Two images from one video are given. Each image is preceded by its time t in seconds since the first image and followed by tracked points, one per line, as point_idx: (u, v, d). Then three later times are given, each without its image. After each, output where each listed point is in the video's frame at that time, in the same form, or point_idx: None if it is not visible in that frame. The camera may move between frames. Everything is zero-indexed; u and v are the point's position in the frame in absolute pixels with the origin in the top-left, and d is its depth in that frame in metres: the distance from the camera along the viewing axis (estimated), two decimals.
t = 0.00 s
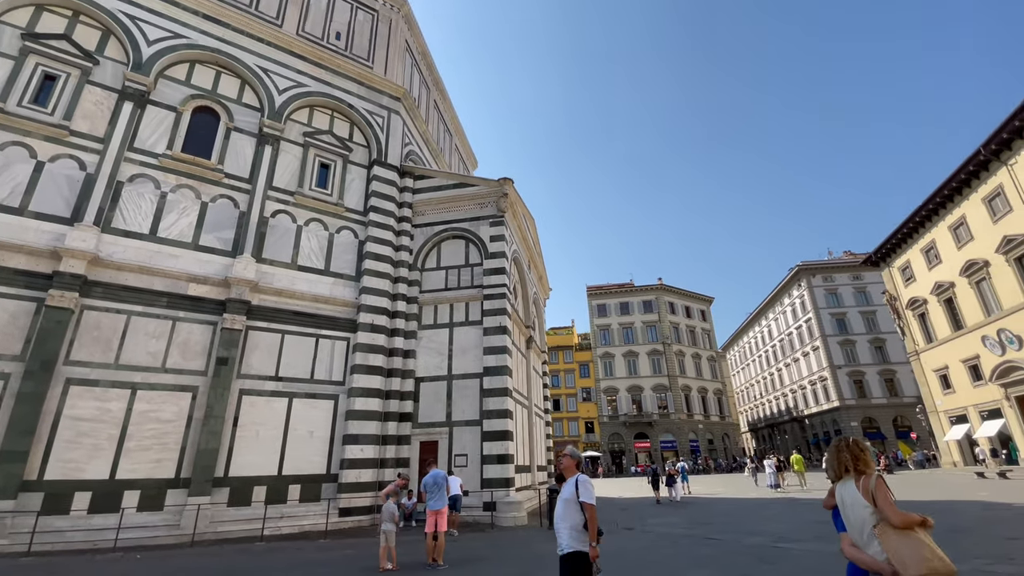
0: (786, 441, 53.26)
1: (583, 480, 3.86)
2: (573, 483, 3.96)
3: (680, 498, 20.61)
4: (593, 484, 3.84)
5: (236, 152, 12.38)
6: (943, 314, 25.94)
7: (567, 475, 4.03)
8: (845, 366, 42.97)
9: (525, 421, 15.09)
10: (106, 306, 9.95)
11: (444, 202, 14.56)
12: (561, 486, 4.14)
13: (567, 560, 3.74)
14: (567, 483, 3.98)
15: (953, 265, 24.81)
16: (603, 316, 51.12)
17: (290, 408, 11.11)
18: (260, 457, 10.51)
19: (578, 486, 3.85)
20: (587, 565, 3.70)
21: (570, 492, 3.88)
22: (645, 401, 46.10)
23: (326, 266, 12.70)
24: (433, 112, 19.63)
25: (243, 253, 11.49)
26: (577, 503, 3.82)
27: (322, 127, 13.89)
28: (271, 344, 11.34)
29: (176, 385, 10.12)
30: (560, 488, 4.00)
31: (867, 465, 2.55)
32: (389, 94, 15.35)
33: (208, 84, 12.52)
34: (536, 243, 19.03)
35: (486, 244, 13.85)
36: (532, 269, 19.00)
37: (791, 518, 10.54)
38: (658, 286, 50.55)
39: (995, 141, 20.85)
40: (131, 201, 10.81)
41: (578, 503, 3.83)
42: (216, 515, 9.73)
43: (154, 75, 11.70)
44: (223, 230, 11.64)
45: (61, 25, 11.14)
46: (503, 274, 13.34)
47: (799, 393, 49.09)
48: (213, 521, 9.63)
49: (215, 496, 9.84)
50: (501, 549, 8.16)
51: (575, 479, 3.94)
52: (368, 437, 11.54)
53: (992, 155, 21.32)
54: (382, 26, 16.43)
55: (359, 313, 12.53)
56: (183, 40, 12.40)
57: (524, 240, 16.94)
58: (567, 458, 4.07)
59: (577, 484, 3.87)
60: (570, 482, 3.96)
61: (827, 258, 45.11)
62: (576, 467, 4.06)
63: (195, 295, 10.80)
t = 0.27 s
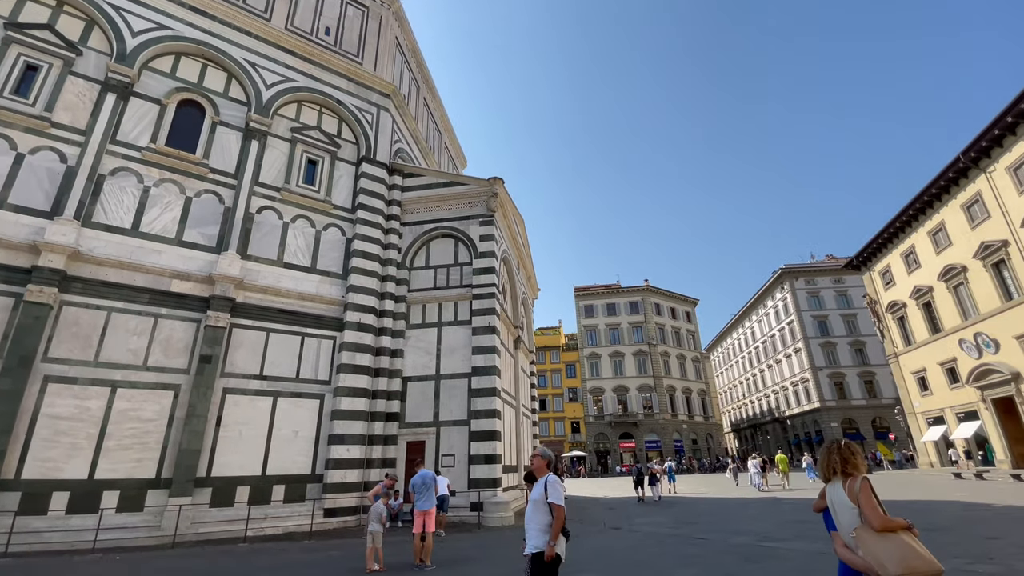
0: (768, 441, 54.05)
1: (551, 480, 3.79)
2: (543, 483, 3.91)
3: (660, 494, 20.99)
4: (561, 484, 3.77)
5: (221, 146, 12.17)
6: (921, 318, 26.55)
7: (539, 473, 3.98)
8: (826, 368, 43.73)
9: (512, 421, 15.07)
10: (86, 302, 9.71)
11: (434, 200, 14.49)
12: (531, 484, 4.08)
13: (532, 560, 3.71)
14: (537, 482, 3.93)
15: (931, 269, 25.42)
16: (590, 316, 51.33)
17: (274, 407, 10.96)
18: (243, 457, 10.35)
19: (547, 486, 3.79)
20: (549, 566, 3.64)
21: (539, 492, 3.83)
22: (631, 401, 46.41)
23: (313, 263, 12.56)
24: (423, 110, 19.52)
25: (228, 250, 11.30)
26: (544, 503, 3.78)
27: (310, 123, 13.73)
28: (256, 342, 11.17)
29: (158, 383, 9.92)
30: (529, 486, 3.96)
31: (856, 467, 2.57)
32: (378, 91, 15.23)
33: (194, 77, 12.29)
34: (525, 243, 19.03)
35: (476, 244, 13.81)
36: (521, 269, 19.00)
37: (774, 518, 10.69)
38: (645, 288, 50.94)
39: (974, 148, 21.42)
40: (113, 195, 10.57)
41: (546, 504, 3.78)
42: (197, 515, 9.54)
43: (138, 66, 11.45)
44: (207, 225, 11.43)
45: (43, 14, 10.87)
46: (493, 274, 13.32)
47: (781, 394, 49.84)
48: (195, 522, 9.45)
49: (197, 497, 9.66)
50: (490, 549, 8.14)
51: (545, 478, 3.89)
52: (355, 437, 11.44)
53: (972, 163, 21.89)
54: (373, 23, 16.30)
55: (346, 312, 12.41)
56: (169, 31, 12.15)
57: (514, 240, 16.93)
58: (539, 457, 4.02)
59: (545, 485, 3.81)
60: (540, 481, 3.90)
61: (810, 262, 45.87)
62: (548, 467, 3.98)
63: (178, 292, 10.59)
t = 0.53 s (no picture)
0: (750, 441, 54.80)
1: (514, 488, 3.82)
2: (508, 490, 3.93)
3: (642, 493, 21.16)
4: (526, 492, 3.81)
5: (206, 141, 11.95)
6: (900, 320, 27.15)
7: (505, 480, 3.99)
8: (807, 369, 44.49)
9: (500, 420, 15.04)
10: (64, 298, 9.47)
11: (423, 199, 14.41)
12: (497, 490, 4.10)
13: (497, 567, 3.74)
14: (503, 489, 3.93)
15: (910, 273, 26.01)
16: (577, 316, 51.50)
17: (258, 406, 10.80)
18: (226, 457, 10.17)
19: (511, 495, 3.82)
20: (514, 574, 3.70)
21: (504, 499, 3.84)
22: (617, 401, 46.69)
23: (299, 261, 12.40)
24: (412, 108, 19.40)
25: (212, 246, 11.10)
26: (509, 511, 3.80)
27: (298, 118, 13.55)
28: (240, 340, 10.99)
29: (138, 381, 9.70)
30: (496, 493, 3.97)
31: (844, 468, 2.61)
32: (367, 88, 15.09)
33: (178, 69, 12.05)
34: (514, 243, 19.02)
35: (465, 243, 13.77)
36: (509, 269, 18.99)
37: (758, 517, 10.82)
38: (632, 289, 51.31)
39: (952, 155, 21.97)
40: (93, 188, 10.31)
41: (510, 511, 3.80)
42: (178, 517, 9.35)
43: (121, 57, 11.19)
44: (191, 221, 11.21)
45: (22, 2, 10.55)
46: (481, 273, 13.29)
47: (764, 395, 50.59)
48: (175, 524, 9.25)
49: (177, 498, 9.46)
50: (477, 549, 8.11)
51: (510, 485, 3.90)
52: (340, 436, 11.32)
53: (950, 170, 22.46)
54: (362, 18, 16.15)
55: (333, 310, 12.27)
56: (153, 22, 11.89)
57: (503, 240, 16.90)
58: (506, 463, 4.03)
59: (510, 492, 3.82)
60: (505, 489, 3.93)
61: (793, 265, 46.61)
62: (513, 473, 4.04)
63: (160, 289, 10.37)
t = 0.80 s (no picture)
0: (732, 441, 55.55)
1: (475, 486, 3.76)
2: (468, 487, 3.87)
3: (624, 493, 21.28)
4: (487, 489, 3.76)
5: (188, 134, 11.70)
6: (878, 323, 27.77)
7: (467, 476, 3.95)
8: (788, 370, 45.26)
9: (486, 420, 14.99)
10: (38, 293, 9.20)
11: (410, 197, 14.30)
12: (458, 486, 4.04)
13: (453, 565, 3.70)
14: (463, 486, 3.89)
15: (888, 277, 26.62)
16: (564, 317, 51.66)
17: (240, 405, 10.60)
18: (206, 457, 9.97)
19: (471, 493, 3.76)
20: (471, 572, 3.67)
21: (463, 497, 3.80)
22: (602, 401, 46.94)
23: (284, 258, 12.21)
24: (400, 105, 19.25)
25: (194, 241, 10.87)
26: (468, 508, 3.75)
27: (283, 113, 13.35)
28: (221, 338, 10.78)
29: (115, 379, 9.45)
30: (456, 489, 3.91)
31: (830, 465, 2.63)
32: (355, 84, 14.92)
33: (160, 60, 11.78)
34: (502, 243, 18.98)
35: (453, 242, 13.70)
36: (497, 269, 18.95)
37: (740, 516, 10.95)
38: (618, 290, 51.65)
39: (930, 162, 22.52)
40: (69, 180, 10.02)
41: (470, 509, 3.76)
42: (155, 518, 9.13)
43: (100, 47, 10.89)
44: (172, 215, 10.96)
45: None
46: (469, 272, 13.23)
47: (746, 396, 51.30)
48: (152, 526, 9.04)
49: (155, 499, 9.24)
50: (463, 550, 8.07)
51: (471, 482, 3.85)
52: (324, 436, 11.17)
53: (927, 176, 23.01)
54: (350, 14, 15.97)
55: (318, 308, 12.11)
56: (135, 12, 11.59)
57: (490, 239, 16.85)
58: (469, 459, 3.99)
59: (471, 490, 3.78)
60: (465, 486, 3.86)
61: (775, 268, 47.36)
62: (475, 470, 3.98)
63: (139, 284, 10.12)
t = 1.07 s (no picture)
0: (714, 441, 56.27)
1: (438, 485, 3.76)
2: (431, 488, 3.87)
3: (607, 493, 21.40)
4: (450, 489, 3.75)
5: (168, 127, 11.42)
6: (856, 326, 28.40)
7: (430, 478, 3.94)
8: (769, 372, 46.00)
9: (471, 421, 14.93)
10: (8, 288, 8.89)
11: (396, 195, 14.18)
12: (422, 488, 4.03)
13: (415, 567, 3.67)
14: (426, 488, 3.88)
15: (866, 281, 27.25)
16: (549, 317, 51.78)
17: (219, 405, 10.38)
18: (184, 458, 9.74)
19: (433, 491, 3.76)
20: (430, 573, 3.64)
21: (427, 498, 3.79)
22: (586, 401, 47.16)
23: (266, 255, 11.99)
24: (387, 102, 19.08)
25: (173, 237, 10.61)
26: (432, 508, 3.74)
27: (267, 108, 13.12)
28: (201, 336, 10.54)
29: (89, 378, 9.17)
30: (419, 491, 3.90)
31: (817, 463, 2.64)
32: (341, 80, 14.74)
33: (140, 51, 11.47)
34: (489, 242, 18.94)
35: (439, 240, 13.61)
36: (483, 268, 18.89)
37: (722, 515, 11.07)
38: (603, 291, 51.96)
39: (907, 169, 23.10)
40: (43, 172, 9.71)
41: (434, 509, 3.74)
42: (130, 521, 8.88)
43: (77, 35, 10.57)
44: (150, 210, 10.69)
45: None
46: (455, 272, 13.16)
47: (728, 397, 52.03)
48: (127, 528, 8.79)
49: (129, 501, 8.99)
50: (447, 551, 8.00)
51: (434, 483, 3.85)
52: (306, 437, 11.00)
53: (905, 183, 23.61)
54: (338, 8, 15.77)
55: (301, 306, 11.93)
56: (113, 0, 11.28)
57: (477, 239, 16.78)
58: (433, 461, 4.00)
59: (434, 490, 3.77)
60: (428, 486, 3.86)
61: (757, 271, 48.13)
62: (439, 470, 3.99)
63: (115, 280, 9.84)
